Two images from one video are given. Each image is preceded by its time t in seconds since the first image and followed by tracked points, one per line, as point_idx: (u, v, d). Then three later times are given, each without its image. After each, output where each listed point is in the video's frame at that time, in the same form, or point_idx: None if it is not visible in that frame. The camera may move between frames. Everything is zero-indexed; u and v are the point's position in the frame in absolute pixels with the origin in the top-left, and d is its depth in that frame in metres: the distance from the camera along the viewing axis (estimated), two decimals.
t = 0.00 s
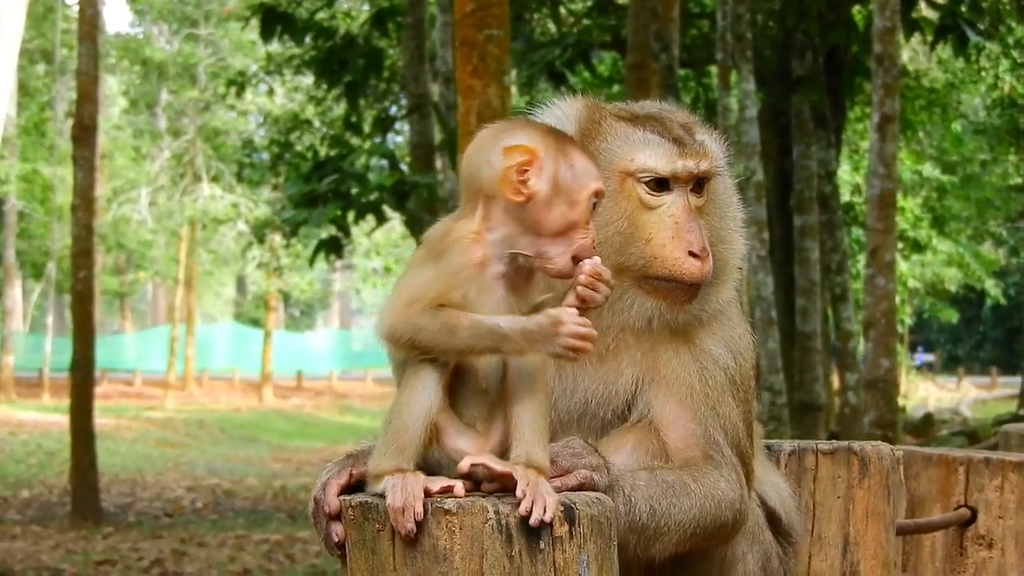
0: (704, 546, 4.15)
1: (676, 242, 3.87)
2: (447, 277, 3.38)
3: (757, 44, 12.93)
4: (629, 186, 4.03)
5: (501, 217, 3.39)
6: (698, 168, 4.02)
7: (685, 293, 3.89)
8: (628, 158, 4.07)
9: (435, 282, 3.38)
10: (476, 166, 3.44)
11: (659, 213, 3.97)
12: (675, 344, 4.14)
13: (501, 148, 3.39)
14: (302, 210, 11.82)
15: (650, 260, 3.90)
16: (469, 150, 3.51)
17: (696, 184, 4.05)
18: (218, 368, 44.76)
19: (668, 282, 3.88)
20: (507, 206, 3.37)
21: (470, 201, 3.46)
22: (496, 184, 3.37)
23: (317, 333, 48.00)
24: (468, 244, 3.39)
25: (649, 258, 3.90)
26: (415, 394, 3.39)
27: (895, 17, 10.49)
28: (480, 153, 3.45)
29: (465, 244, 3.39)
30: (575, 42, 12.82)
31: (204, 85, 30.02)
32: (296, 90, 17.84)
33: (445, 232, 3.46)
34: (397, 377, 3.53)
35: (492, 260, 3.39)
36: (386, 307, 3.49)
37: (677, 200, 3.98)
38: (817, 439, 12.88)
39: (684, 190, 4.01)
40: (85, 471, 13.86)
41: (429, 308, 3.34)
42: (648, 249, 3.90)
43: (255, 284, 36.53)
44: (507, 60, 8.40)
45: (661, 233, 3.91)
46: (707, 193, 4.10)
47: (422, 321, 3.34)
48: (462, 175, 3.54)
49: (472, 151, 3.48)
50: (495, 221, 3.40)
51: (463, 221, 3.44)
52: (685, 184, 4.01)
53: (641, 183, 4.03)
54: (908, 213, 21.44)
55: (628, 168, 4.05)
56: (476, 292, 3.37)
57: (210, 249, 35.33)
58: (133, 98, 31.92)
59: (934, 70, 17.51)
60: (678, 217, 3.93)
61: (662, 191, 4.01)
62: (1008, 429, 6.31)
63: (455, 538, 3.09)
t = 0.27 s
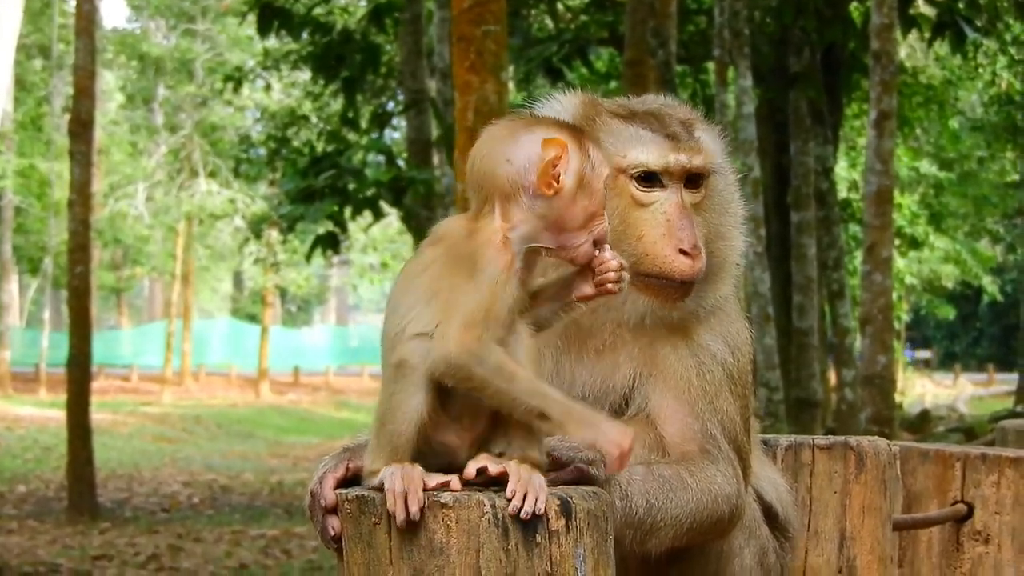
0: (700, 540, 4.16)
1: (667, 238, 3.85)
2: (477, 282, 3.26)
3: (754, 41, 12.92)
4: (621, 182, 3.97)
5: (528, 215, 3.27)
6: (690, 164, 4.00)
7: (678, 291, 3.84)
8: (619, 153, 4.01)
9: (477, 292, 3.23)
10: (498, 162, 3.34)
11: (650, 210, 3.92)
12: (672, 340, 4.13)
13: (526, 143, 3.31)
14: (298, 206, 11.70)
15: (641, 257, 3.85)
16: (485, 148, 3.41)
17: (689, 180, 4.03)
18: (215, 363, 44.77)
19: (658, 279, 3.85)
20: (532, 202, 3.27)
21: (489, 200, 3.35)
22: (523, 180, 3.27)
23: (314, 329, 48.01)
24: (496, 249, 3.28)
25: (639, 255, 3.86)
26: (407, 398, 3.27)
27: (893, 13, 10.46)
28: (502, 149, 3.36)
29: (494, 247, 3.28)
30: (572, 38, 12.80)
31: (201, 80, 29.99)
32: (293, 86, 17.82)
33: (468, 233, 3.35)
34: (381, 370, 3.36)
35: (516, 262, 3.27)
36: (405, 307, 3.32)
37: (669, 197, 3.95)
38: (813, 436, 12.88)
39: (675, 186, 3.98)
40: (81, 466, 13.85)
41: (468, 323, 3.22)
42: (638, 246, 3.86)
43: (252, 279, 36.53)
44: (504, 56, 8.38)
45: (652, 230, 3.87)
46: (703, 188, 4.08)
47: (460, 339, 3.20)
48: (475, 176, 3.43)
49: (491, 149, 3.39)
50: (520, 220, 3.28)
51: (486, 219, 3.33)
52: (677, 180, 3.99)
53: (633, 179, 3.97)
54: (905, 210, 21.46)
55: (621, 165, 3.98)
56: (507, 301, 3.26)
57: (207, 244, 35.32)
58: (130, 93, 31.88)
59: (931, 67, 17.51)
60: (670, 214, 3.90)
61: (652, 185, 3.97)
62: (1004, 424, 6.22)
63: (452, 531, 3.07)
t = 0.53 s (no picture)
0: (693, 532, 4.16)
1: (644, 233, 3.83)
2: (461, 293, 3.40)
3: (747, 34, 12.93)
4: (599, 178, 3.97)
5: (508, 222, 3.48)
6: (667, 158, 3.98)
7: (655, 287, 3.86)
8: (595, 150, 4.02)
9: (463, 304, 3.38)
10: (477, 169, 3.53)
11: (628, 205, 3.90)
12: (662, 333, 4.12)
13: (507, 150, 3.50)
14: (291, 197, 11.79)
15: (619, 253, 3.85)
16: (463, 153, 3.59)
17: (669, 174, 4.01)
18: (208, 355, 44.73)
19: (637, 275, 3.84)
20: (512, 210, 3.47)
21: (467, 208, 3.53)
22: (504, 188, 3.47)
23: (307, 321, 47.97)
24: (477, 260, 3.44)
25: (617, 251, 3.85)
26: (401, 398, 3.37)
27: (885, 6, 10.47)
28: (481, 156, 3.55)
29: (475, 259, 3.44)
30: (565, 31, 12.80)
31: (194, 72, 29.94)
32: (286, 78, 17.81)
33: (447, 242, 3.48)
34: (359, 373, 3.45)
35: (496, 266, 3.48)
36: (388, 314, 3.44)
37: (648, 191, 3.93)
38: (805, 428, 12.91)
39: (654, 180, 3.97)
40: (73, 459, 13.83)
41: (456, 333, 3.37)
42: (616, 242, 3.85)
43: (245, 272, 36.50)
44: (497, 48, 8.38)
45: (630, 226, 3.85)
46: (686, 182, 4.06)
47: (450, 351, 3.34)
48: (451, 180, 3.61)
49: (469, 155, 3.57)
50: (500, 226, 3.48)
51: (466, 227, 3.50)
52: (656, 175, 3.98)
53: (610, 175, 3.97)
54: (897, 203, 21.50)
55: (599, 162, 3.99)
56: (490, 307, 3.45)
57: (200, 236, 35.28)
58: (123, 85, 31.82)
59: (924, 60, 17.54)
60: (648, 209, 3.88)
61: (629, 181, 3.96)
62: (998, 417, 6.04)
63: (444, 525, 3.06)
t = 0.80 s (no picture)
0: (682, 526, 4.16)
1: (634, 233, 3.88)
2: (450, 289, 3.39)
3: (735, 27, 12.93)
4: (589, 178, 4.03)
5: (486, 216, 3.45)
6: (660, 159, 3.99)
7: (646, 286, 3.89)
8: (588, 151, 4.06)
9: (452, 304, 3.36)
10: (455, 163, 3.50)
11: (619, 205, 3.97)
12: (651, 329, 4.12)
13: (485, 144, 3.47)
14: (279, 189, 11.78)
15: (610, 251, 3.91)
16: (442, 147, 3.56)
17: (662, 174, 4.03)
18: (196, 348, 44.64)
19: (627, 275, 3.88)
20: (492, 205, 3.45)
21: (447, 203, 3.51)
22: (482, 183, 3.44)
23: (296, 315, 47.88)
24: (460, 254, 3.43)
25: (607, 250, 3.92)
26: (387, 395, 3.34)
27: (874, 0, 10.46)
28: (457, 152, 3.51)
29: (459, 254, 3.43)
30: (553, 24, 12.76)
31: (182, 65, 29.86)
32: (274, 71, 17.76)
33: (430, 241, 3.47)
34: (345, 372, 3.43)
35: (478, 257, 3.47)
36: (376, 313, 3.41)
37: (638, 190, 3.97)
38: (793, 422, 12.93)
39: (645, 180, 3.99)
40: (61, 451, 13.78)
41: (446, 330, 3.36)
42: (607, 241, 3.92)
43: (233, 265, 36.43)
44: (485, 41, 8.36)
45: (620, 226, 3.92)
46: (677, 181, 4.06)
47: (443, 349, 3.33)
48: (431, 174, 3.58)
49: (448, 149, 3.53)
50: (478, 221, 3.46)
51: (446, 223, 3.49)
52: (648, 174, 3.99)
53: (601, 175, 4.02)
54: (885, 196, 21.56)
55: (589, 162, 4.04)
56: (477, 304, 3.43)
57: (188, 229, 35.19)
58: (111, 78, 31.72)
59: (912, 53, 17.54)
60: (638, 208, 3.92)
61: (622, 181, 4.01)
62: (986, 411, 5.96)
63: (433, 518, 3.05)
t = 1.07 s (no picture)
0: (671, 520, 4.15)
1: (649, 232, 3.87)
2: (448, 283, 3.40)
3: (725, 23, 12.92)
4: (602, 176, 4.01)
5: (463, 203, 3.55)
6: (669, 157, 4.00)
7: (654, 284, 3.90)
8: (600, 147, 4.03)
9: (445, 292, 3.38)
10: (424, 153, 3.58)
11: (631, 203, 3.95)
12: (642, 324, 4.12)
13: (455, 133, 3.58)
14: (269, 184, 11.74)
15: (622, 250, 3.90)
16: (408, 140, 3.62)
17: (668, 173, 4.04)
18: (186, 343, 44.55)
19: (636, 272, 3.89)
20: (466, 191, 3.54)
21: (420, 194, 3.55)
22: (456, 171, 3.53)
23: (286, 309, 47.81)
24: (450, 244, 3.45)
25: (620, 249, 3.90)
26: (376, 390, 3.30)
27: None
28: (426, 143, 3.60)
29: (448, 244, 3.45)
30: (543, 19, 12.74)
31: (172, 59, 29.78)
32: (265, 65, 17.72)
33: (416, 233, 3.45)
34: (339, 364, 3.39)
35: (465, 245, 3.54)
36: (366, 309, 3.39)
37: (650, 189, 3.96)
38: (782, 417, 12.93)
39: (657, 178, 3.98)
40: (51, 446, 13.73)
41: (446, 324, 3.37)
42: (620, 239, 3.91)
43: (223, 260, 36.38)
44: (475, 36, 8.35)
45: (634, 224, 3.91)
46: (679, 179, 4.08)
47: (441, 339, 3.35)
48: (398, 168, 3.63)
49: (415, 140, 3.61)
50: (456, 209, 3.54)
51: (431, 214, 3.49)
52: (658, 172, 3.99)
53: (614, 173, 4.00)
54: (875, 192, 21.61)
55: (602, 159, 4.01)
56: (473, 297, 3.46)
57: (178, 224, 35.14)
58: (101, 72, 31.64)
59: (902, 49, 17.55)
60: (651, 208, 3.92)
61: (634, 180, 3.98)
62: (976, 407, 5.91)
63: (423, 514, 3.04)
